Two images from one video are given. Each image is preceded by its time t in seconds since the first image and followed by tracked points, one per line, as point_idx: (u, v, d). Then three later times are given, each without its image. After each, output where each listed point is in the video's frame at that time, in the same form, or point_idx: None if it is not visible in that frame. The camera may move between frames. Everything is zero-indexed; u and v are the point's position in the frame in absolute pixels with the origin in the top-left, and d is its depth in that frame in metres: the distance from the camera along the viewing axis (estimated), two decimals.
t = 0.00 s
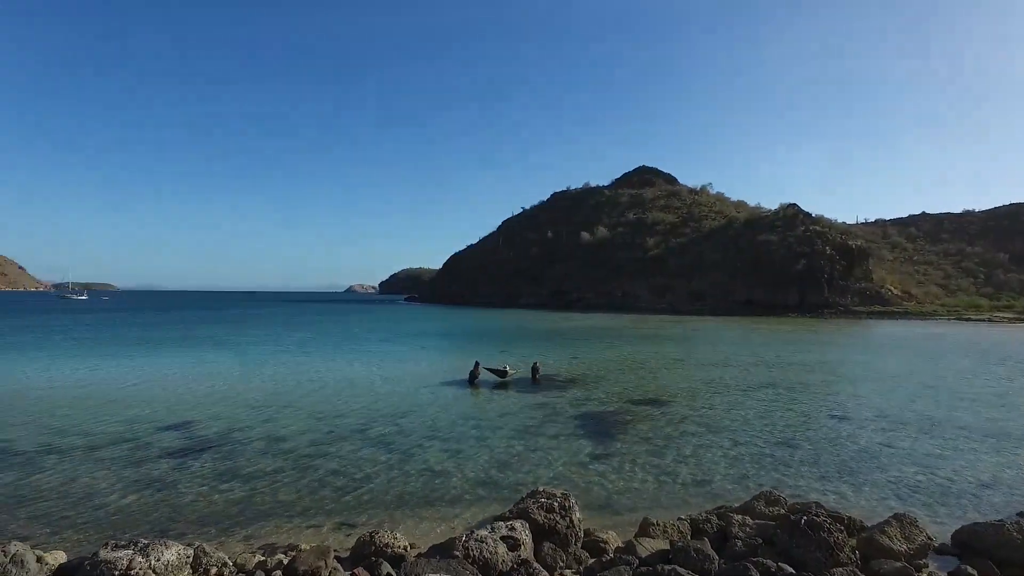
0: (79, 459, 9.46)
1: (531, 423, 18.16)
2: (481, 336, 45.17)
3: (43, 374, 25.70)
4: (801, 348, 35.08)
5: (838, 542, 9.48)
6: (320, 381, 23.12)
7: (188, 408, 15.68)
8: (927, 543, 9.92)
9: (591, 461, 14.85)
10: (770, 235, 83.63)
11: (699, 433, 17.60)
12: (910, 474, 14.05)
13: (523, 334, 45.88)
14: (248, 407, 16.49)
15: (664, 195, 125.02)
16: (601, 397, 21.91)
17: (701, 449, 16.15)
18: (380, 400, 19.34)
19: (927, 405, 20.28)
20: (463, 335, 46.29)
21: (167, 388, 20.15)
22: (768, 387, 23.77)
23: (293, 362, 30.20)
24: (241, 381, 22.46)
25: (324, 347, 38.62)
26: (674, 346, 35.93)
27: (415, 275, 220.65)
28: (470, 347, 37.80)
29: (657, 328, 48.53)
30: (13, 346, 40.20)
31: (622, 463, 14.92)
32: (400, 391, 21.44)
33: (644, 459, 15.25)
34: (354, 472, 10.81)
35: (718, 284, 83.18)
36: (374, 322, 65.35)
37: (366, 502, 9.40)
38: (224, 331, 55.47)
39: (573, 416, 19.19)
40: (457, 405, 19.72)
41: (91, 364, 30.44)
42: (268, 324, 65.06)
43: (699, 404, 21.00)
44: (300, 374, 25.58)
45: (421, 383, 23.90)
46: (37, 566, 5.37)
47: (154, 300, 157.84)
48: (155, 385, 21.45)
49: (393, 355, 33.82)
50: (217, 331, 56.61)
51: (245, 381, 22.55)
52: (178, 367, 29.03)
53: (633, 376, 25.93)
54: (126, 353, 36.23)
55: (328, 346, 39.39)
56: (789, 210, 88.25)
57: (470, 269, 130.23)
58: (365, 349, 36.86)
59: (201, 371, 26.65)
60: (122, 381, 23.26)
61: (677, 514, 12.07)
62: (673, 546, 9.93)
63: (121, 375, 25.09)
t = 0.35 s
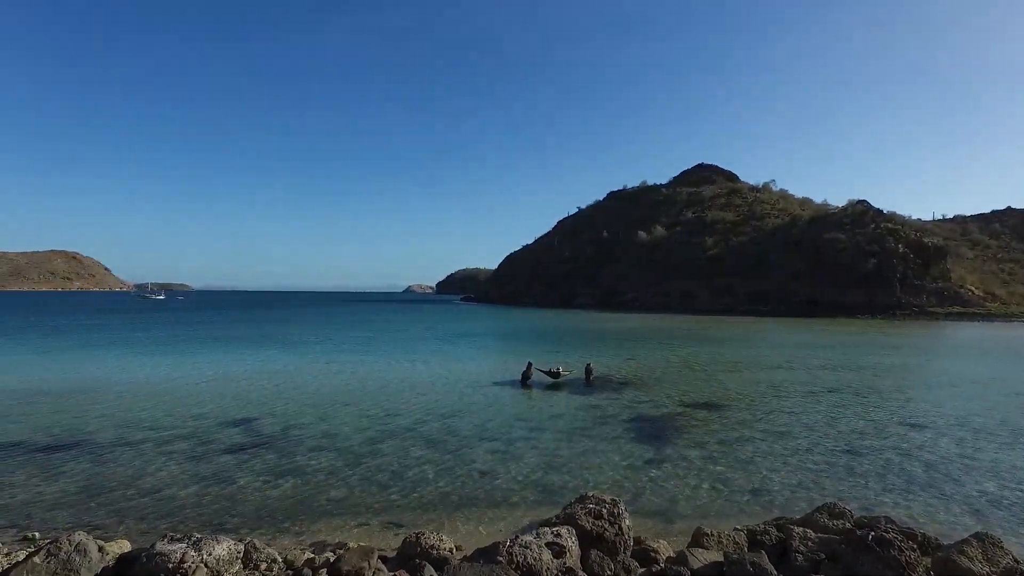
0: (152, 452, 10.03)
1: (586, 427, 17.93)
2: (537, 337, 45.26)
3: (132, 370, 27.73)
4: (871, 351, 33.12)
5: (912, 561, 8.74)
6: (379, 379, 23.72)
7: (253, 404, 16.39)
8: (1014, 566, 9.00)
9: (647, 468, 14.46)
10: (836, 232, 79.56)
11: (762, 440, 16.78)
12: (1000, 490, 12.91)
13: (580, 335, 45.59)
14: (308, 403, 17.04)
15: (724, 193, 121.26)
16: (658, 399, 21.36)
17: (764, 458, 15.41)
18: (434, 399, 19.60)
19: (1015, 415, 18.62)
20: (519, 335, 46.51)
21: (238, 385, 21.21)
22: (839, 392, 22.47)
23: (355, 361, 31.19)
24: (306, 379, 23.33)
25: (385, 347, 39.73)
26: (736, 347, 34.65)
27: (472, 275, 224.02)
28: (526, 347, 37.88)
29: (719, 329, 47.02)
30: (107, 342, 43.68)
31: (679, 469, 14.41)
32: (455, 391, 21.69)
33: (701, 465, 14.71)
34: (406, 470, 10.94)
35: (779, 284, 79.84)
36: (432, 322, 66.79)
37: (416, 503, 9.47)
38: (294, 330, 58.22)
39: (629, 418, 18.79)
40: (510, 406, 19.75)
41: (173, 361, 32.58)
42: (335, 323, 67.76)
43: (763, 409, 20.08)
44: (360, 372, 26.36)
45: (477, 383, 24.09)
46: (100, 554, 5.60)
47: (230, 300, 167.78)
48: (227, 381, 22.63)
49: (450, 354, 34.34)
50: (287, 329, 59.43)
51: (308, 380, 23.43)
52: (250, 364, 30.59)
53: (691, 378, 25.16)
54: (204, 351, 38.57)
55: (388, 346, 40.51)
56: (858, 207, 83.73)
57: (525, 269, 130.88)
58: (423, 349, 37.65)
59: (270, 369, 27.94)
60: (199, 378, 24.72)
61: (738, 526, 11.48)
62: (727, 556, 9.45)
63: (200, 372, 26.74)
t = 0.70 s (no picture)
0: (237, 445, 10.56)
1: (669, 412, 16.98)
2: (615, 336, 44.39)
3: (234, 365, 29.97)
4: (986, 357, 29.80)
5: None
6: (458, 376, 24.04)
7: (335, 401, 17.04)
8: None
9: (738, 460, 13.33)
10: (939, 228, 73.06)
11: (867, 446, 15.19)
12: None
13: (661, 335, 44.32)
14: (386, 401, 17.46)
15: (813, 188, 114.16)
16: (747, 391, 19.97)
17: (872, 464, 13.86)
18: (510, 391, 19.43)
19: None
20: (598, 335, 45.88)
21: (325, 381, 22.23)
22: (953, 402, 20.19)
23: (435, 359, 31.96)
24: (388, 377, 24.10)
25: (464, 345, 40.50)
26: (832, 348, 32.16)
27: (548, 275, 224.85)
28: (603, 346, 37.24)
29: (813, 330, 43.99)
30: (215, 339, 47.66)
31: (772, 464, 13.19)
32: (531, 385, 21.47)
33: (797, 461, 13.49)
34: (478, 461, 10.76)
35: (874, 284, 74.04)
36: (509, 322, 67.52)
37: (488, 494, 9.20)
38: (380, 329, 60.79)
39: (714, 407, 17.63)
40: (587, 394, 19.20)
41: (270, 357, 34.92)
42: (418, 322, 70.16)
43: (865, 414, 18.28)
44: (440, 369, 26.87)
45: (554, 376, 23.77)
46: (174, 545, 5.88)
47: (321, 300, 178.59)
48: (316, 378, 23.82)
49: (527, 352, 34.34)
50: (374, 328, 62.15)
51: (391, 377, 24.21)
52: (338, 362, 32.16)
53: (783, 373, 23.42)
54: (298, 348, 41.06)
55: (467, 345, 41.25)
56: (967, 200, 76.20)
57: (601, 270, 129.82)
58: (501, 348, 37.98)
59: (357, 366, 29.19)
60: (293, 374, 26.23)
61: (844, 527, 10.24)
62: None
63: (294, 368, 28.39)
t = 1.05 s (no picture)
0: (285, 446, 10.69)
1: (730, 409, 15.92)
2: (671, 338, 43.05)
3: (293, 364, 30.98)
4: None
5: None
6: (507, 378, 23.79)
7: (383, 402, 17.12)
8: None
9: (814, 442, 12.15)
10: None
11: (963, 428, 13.62)
12: None
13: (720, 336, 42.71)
14: (434, 402, 17.36)
15: (883, 183, 107.79)
16: (816, 392, 18.53)
17: (971, 442, 12.36)
18: (560, 393, 18.96)
19: None
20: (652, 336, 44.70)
21: (376, 382, 22.55)
22: None
23: (486, 360, 31.97)
24: (438, 378, 24.15)
25: (515, 346, 40.30)
26: (909, 352, 29.81)
27: (601, 275, 222.61)
28: (657, 347, 36.18)
29: (887, 333, 41.14)
30: (278, 339, 49.59)
31: (854, 444, 11.93)
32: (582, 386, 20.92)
33: (871, 437, 12.46)
34: (524, 461, 10.34)
35: (952, 283, 68.96)
36: (561, 322, 67.01)
37: (536, 493, 8.73)
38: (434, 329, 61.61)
39: (781, 406, 16.38)
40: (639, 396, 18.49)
41: (327, 357, 35.92)
42: (471, 323, 70.74)
43: (956, 405, 16.54)
44: (490, 370, 26.72)
45: (606, 377, 23.11)
46: (211, 549, 5.93)
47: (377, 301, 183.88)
48: (369, 378, 24.18)
49: (579, 353, 33.74)
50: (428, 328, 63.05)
51: (441, 378, 24.28)
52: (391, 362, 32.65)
53: (855, 375, 21.72)
54: (354, 347, 42.08)
55: (518, 346, 41.11)
56: None
57: (655, 271, 127.32)
58: (552, 349, 37.57)
59: (409, 366, 29.50)
60: (348, 374, 26.77)
61: (946, 499, 9.02)
62: None
63: (349, 367, 29.00)
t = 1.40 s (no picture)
0: (287, 449, 10.54)
1: (746, 414, 15.45)
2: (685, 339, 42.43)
3: (308, 364, 31.12)
4: None
5: None
6: (519, 379, 23.54)
7: (391, 405, 16.94)
8: None
9: (834, 450, 11.61)
10: None
11: (993, 435, 12.97)
12: None
13: (736, 337, 42.05)
14: (442, 404, 17.15)
15: (905, 181, 105.59)
16: (836, 396, 17.91)
17: (1003, 449, 11.71)
18: (570, 395, 18.63)
19: None
20: (667, 337, 44.20)
21: (388, 383, 22.47)
22: None
23: (498, 361, 31.83)
24: (449, 379, 23.97)
25: (528, 347, 40.05)
26: (933, 354, 28.92)
27: (617, 275, 221.70)
28: (672, 347, 35.65)
29: (910, 334, 40.09)
30: (293, 338, 49.85)
31: (878, 452, 11.38)
32: (593, 387, 20.59)
33: (891, 445, 11.92)
34: (530, 468, 10.04)
35: (977, 283, 67.19)
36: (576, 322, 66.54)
37: (541, 503, 8.40)
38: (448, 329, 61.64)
39: (799, 410, 15.82)
40: (652, 399, 18.10)
41: (342, 357, 36.03)
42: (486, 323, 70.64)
43: (984, 410, 15.86)
44: (501, 371, 26.48)
45: (618, 379, 22.74)
46: (198, 561, 5.73)
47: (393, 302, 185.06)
48: (380, 380, 24.06)
49: (592, 354, 33.38)
50: (442, 328, 63.08)
51: (453, 379, 24.14)
52: (404, 363, 32.61)
53: (878, 378, 21.02)
54: (366, 348, 42.14)
55: (531, 346, 40.82)
56: None
57: (671, 271, 126.26)
58: (566, 350, 37.22)
59: (420, 367, 29.38)
60: (360, 375, 26.67)
61: (979, 511, 8.50)
62: None
63: (361, 368, 28.94)
